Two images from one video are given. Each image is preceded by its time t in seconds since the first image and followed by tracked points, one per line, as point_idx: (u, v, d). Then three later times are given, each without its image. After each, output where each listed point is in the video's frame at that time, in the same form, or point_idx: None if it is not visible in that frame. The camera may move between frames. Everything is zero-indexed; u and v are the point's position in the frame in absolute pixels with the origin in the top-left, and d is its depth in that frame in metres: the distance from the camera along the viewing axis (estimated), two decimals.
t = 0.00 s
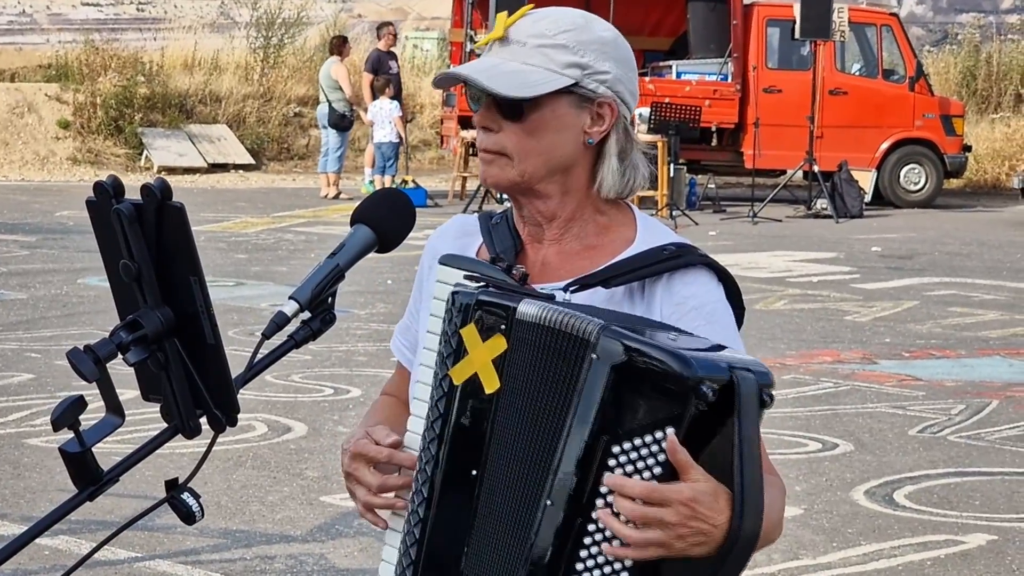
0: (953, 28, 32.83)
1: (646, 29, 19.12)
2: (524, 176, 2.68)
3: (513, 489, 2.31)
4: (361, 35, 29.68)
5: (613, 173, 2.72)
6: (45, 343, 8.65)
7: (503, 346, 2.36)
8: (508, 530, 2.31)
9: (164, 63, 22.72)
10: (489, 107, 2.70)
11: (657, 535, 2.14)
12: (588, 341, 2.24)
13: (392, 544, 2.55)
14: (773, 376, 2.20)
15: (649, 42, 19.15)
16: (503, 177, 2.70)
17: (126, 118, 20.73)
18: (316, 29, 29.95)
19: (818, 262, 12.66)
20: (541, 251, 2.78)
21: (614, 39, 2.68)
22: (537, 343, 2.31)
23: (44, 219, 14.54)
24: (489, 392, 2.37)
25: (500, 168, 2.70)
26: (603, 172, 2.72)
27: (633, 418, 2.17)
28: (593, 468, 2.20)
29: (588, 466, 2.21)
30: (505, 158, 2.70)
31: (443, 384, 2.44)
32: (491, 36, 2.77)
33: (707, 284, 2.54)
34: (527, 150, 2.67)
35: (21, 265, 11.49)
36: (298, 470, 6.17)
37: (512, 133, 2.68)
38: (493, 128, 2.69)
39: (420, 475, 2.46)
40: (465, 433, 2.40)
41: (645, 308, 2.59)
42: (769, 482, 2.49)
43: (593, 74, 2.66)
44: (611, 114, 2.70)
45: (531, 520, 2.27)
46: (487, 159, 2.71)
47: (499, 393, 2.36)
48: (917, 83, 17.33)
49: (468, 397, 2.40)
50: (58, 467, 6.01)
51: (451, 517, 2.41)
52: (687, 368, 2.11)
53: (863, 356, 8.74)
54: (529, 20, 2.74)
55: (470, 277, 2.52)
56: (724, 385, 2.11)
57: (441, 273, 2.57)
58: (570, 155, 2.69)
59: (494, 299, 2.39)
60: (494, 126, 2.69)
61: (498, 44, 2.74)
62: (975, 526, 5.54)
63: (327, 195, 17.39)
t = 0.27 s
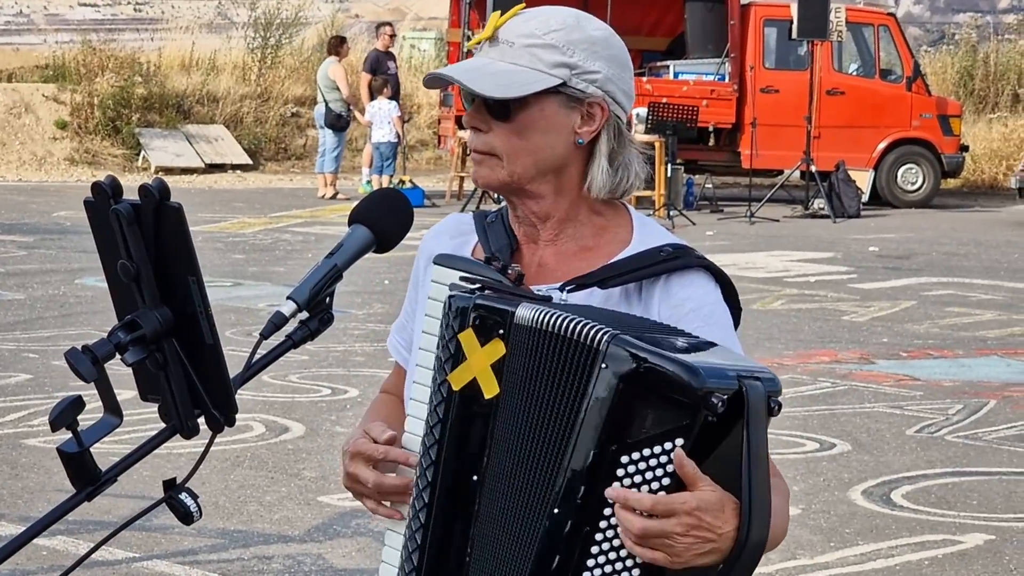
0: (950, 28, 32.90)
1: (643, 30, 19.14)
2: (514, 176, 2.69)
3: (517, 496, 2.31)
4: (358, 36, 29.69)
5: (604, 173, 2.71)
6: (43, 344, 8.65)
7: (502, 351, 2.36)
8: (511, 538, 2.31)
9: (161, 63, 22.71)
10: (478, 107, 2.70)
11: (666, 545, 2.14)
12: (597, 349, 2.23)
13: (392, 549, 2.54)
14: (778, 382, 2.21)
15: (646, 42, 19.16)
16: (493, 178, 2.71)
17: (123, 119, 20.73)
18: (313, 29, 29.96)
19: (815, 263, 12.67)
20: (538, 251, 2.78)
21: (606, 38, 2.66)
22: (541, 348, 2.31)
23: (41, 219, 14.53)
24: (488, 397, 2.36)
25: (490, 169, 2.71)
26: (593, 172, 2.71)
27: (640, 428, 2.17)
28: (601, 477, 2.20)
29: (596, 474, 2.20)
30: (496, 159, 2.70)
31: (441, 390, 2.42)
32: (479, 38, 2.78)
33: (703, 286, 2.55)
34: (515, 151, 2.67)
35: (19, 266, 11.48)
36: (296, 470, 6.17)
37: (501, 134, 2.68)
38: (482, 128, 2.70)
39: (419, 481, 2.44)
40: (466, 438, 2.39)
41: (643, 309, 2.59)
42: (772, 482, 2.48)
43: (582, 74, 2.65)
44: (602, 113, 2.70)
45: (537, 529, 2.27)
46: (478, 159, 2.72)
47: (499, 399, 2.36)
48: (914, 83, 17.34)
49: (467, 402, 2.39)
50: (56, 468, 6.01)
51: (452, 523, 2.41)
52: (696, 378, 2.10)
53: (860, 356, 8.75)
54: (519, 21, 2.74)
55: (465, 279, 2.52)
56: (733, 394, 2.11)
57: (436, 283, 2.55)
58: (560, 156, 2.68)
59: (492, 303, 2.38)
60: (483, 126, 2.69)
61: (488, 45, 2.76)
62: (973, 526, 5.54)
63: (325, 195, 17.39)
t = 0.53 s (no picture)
0: (948, 27, 32.92)
1: (640, 30, 19.17)
2: (500, 179, 2.69)
3: (510, 500, 2.30)
4: (356, 37, 29.70)
5: (590, 175, 2.69)
6: (40, 345, 8.64)
7: (493, 354, 2.36)
8: (504, 543, 2.31)
9: (158, 64, 22.69)
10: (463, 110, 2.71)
11: (663, 554, 2.12)
12: (596, 356, 2.20)
13: (385, 550, 2.54)
14: (780, 390, 2.18)
15: (642, 42, 19.17)
16: (480, 180, 2.71)
17: (120, 120, 20.73)
18: (310, 29, 29.96)
19: (812, 262, 12.67)
20: (530, 252, 2.78)
21: (591, 40, 2.65)
22: (532, 353, 2.30)
23: (38, 220, 14.52)
24: (479, 401, 2.37)
25: (476, 171, 2.71)
26: (580, 174, 2.70)
27: (639, 436, 2.13)
28: (597, 485, 2.16)
29: (593, 483, 2.16)
30: (481, 161, 2.70)
31: (434, 394, 2.42)
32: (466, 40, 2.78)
33: (694, 288, 2.54)
34: (501, 153, 2.67)
35: (16, 267, 11.47)
36: (293, 471, 6.17)
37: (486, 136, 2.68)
38: (468, 130, 2.70)
39: (412, 485, 2.44)
40: (457, 443, 2.40)
41: (635, 311, 2.59)
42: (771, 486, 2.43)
43: (566, 76, 2.64)
44: (588, 115, 2.68)
45: (531, 536, 2.25)
46: (465, 161, 2.72)
47: (490, 401, 2.36)
48: (911, 83, 17.33)
49: (459, 406, 2.39)
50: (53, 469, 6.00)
51: (445, 526, 2.41)
52: (696, 388, 2.07)
53: (858, 356, 8.75)
54: (506, 22, 2.74)
55: (454, 280, 2.54)
56: (733, 404, 2.09)
57: (426, 284, 2.58)
58: (548, 158, 2.68)
59: (483, 306, 2.38)
60: (469, 129, 2.69)
61: (474, 47, 2.76)
62: (970, 525, 5.54)
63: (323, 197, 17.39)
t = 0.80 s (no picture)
0: (944, 27, 32.97)
1: (637, 30, 19.17)
2: (479, 182, 2.70)
3: (501, 506, 2.30)
4: (353, 38, 29.71)
5: (571, 179, 2.68)
6: (36, 346, 8.64)
7: (482, 358, 2.36)
8: (495, 547, 2.31)
9: (154, 65, 22.67)
10: (442, 114, 2.72)
11: (658, 564, 2.10)
12: (591, 366, 2.17)
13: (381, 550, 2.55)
14: (780, 402, 2.15)
15: (638, 42, 19.17)
16: (459, 183, 2.73)
17: (117, 121, 20.73)
18: (307, 30, 29.97)
19: (808, 262, 12.68)
20: (518, 254, 2.78)
21: (569, 43, 2.63)
22: (521, 358, 2.29)
23: (35, 221, 14.51)
24: (469, 404, 2.37)
25: (455, 174, 2.72)
26: (561, 177, 2.69)
27: (636, 448, 2.10)
28: (593, 495, 2.13)
29: (587, 494, 2.14)
30: (460, 164, 2.72)
31: (423, 397, 2.43)
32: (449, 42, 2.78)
33: (684, 292, 2.54)
34: (479, 157, 2.68)
35: (13, 268, 11.46)
36: (289, 472, 6.16)
37: (464, 139, 2.69)
38: (447, 133, 2.71)
39: (404, 486, 2.45)
40: (447, 446, 2.40)
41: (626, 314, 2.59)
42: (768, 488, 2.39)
43: (541, 80, 2.63)
44: (566, 118, 2.66)
45: (523, 543, 2.25)
46: (446, 164, 2.74)
47: (480, 405, 2.36)
48: (908, 82, 17.34)
49: (449, 410, 2.39)
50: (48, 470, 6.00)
51: (436, 528, 2.42)
52: (693, 403, 2.03)
53: (854, 355, 8.76)
54: (486, 24, 2.73)
55: (447, 281, 2.54)
56: (731, 418, 2.06)
57: (418, 284, 2.58)
58: (526, 161, 2.68)
59: (472, 309, 2.38)
60: (448, 131, 2.71)
61: (455, 49, 2.76)
62: (965, 525, 5.55)
63: (319, 198, 17.39)
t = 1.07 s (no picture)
0: (944, 27, 32.96)
1: (636, 30, 19.16)
2: (472, 182, 2.70)
3: (498, 509, 2.30)
4: (353, 38, 29.71)
5: (567, 179, 2.67)
6: (35, 347, 8.63)
7: (477, 359, 2.35)
8: (494, 551, 2.30)
9: (154, 65, 22.66)
10: (436, 114, 2.72)
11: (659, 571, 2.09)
12: (594, 371, 2.15)
13: (377, 552, 2.54)
14: (782, 408, 2.14)
15: (638, 43, 19.17)
16: (453, 183, 2.72)
17: (117, 122, 20.73)
18: (307, 30, 29.96)
19: (808, 262, 12.67)
20: (514, 254, 2.77)
21: (561, 44, 2.62)
22: (518, 359, 2.28)
23: (35, 222, 14.50)
24: (465, 407, 2.36)
25: (449, 175, 2.72)
26: (554, 177, 2.67)
27: (637, 454, 2.08)
28: (594, 500, 2.12)
29: (588, 501, 2.13)
30: (454, 165, 2.71)
31: (419, 400, 2.42)
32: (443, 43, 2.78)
33: (680, 292, 2.53)
34: (471, 157, 2.68)
35: (13, 269, 11.45)
36: (288, 473, 6.16)
37: (458, 140, 2.68)
38: (441, 133, 2.71)
39: (400, 489, 2.44)
40: (444, 447, 2.39)
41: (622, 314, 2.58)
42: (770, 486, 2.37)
43: (534, 80, 2.62)
44: (558, 119, 2.65)
45: (523, 549, 2.23)
46: (440, 165, 2.74)
47: (476, 407, 2.35)
48: (908, 83, 17.33)
49: (445, 412, 2.38)
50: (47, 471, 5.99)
51: (433, 529, 2.41)
52: (696, 411, 2.02)
53: (854, 356, 8.76)
54: (480, 24, 2.72)
55: (442, 282, 2.54)
56: (734, 426, 2.04)
57: (414, 285, 2.58)
58: (518, 162, 2.67)
59: (466, 310, 2.37)
60: (441, 131, 2.70)
61: (449, 50, 2.76)
62: (965, 525, 5.54)
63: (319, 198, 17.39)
